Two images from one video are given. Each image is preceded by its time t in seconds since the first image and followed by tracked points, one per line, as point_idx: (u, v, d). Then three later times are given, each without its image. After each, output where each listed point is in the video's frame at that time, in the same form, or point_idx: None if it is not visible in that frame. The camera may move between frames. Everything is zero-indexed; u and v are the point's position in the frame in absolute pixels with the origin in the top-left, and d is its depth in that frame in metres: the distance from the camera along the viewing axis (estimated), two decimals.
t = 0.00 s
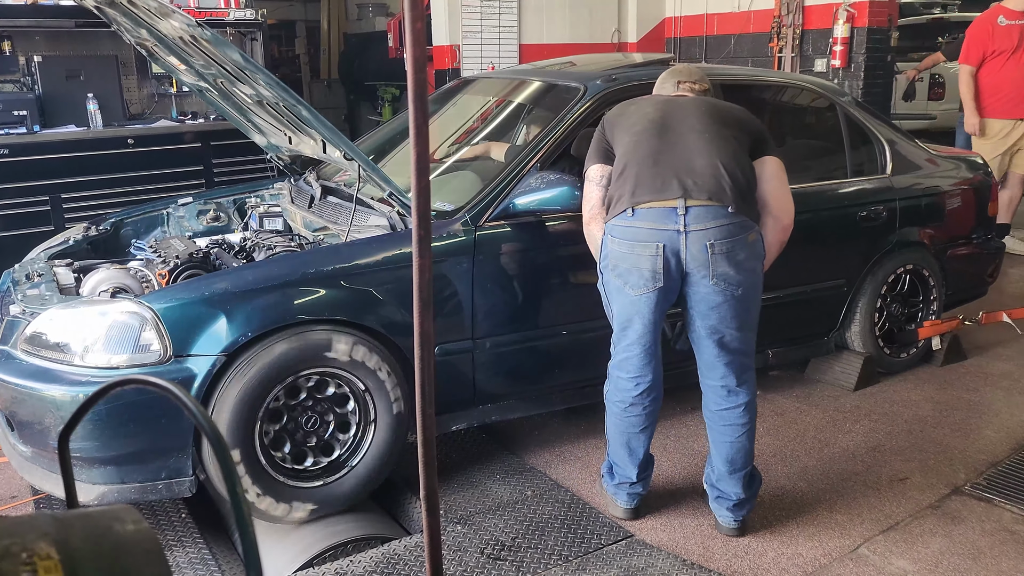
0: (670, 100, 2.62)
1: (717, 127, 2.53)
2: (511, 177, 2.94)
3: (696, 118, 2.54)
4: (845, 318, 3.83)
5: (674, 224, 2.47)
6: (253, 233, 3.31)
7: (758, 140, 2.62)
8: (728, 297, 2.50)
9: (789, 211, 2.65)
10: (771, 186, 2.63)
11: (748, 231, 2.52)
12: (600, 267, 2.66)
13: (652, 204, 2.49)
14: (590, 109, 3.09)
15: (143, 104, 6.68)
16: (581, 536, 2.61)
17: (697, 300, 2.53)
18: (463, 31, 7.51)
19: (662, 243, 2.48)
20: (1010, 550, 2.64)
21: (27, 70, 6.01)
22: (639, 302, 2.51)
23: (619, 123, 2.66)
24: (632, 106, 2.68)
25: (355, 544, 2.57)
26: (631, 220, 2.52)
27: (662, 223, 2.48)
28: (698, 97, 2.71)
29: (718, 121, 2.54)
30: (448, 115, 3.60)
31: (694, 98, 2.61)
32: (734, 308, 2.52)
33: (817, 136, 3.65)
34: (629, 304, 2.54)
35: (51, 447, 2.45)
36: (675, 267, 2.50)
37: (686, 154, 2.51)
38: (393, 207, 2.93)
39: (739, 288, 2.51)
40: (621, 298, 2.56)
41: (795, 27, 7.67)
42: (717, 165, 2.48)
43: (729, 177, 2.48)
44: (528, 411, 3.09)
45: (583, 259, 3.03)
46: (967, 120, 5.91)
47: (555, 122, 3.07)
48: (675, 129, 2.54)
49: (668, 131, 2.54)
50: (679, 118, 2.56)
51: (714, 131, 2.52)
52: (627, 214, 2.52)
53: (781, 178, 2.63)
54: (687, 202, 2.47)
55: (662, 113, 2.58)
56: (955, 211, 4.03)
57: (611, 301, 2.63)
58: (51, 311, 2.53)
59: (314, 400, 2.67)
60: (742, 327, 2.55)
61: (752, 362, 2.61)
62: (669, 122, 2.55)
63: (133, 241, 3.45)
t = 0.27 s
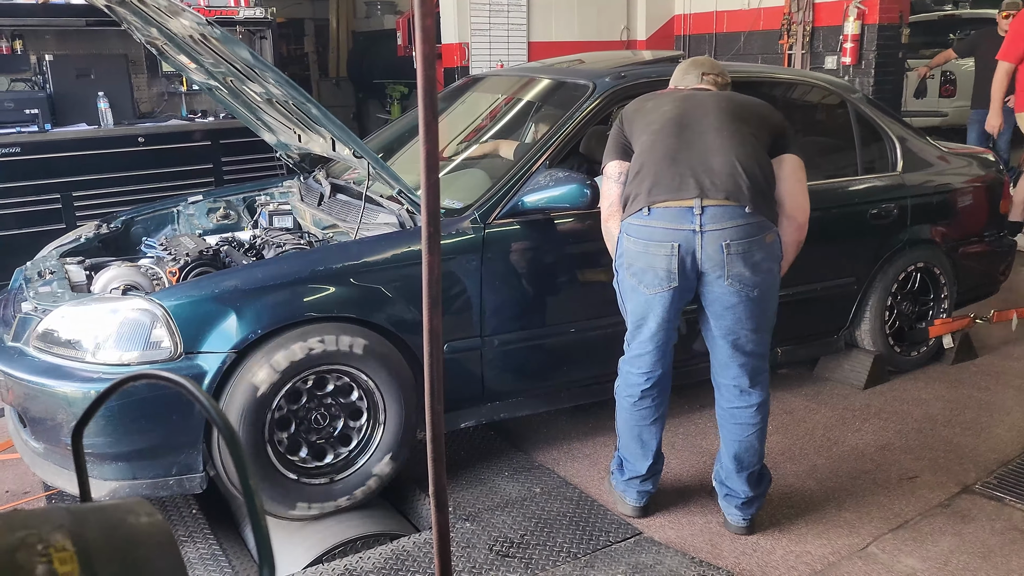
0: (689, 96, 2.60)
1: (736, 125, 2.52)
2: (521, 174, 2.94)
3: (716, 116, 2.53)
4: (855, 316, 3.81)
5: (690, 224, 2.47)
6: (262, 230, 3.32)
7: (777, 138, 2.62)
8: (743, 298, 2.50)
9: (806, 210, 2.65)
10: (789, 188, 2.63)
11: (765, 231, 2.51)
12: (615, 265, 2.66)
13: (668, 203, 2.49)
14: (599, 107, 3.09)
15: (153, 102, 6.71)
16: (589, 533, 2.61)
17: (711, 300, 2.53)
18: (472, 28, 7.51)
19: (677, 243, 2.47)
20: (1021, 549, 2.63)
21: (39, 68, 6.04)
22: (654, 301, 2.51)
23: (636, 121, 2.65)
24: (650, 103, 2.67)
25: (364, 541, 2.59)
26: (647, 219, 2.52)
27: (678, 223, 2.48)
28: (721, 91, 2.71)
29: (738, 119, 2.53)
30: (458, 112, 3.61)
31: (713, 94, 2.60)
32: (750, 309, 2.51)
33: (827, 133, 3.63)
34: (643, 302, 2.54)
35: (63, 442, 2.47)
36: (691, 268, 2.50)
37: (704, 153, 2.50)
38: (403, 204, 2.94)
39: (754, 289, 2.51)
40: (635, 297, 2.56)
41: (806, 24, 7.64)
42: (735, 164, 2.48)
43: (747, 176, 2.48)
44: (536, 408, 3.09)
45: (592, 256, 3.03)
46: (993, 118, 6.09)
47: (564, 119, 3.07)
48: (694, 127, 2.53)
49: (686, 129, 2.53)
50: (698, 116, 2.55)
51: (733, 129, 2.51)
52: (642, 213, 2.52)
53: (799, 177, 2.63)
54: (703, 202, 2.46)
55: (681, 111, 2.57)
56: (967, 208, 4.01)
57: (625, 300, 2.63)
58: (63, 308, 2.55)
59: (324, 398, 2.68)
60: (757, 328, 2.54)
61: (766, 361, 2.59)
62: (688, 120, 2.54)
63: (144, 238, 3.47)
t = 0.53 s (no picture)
0: (713, 94, 2.58)
1: (758, 123, 2.50)
2: (535, 174, 2.95)
3: (738, 115, 2.51)
4: (870, 317, 3.79)
5: (703, 222, 2.47)
6: (278, 229, 3.34)
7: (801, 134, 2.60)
8: (756, 299, 2.49)
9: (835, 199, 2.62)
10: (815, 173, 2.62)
11: (782, 232, 2.49)
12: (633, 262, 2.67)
13: (683, 200, 2.50)
14: (613, 107, 3.09)
15: (169, 103, 6.76)
16: (603, 533, 2.61)
17: (727, 300, 2.53)
18: (486, 29, 7.52)
19: (690, 241, 2.48)
20: None
21: (57, 69, 6.10)
22: (667, 297, 2.53)
23: (657, 119, 2.64)
24: (671, 103, 2.65)
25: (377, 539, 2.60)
26: (663, 215, 2.53)
27: (692, 220, 2.48)
28: (732, 84, 2.70)
29: (761, 117, 2.51)
30: (472, 112, 3.62)
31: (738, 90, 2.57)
32: (767, 309, 2.50)
33: (843, 133, 3.62)
34: (657, 298, 2.56)
35: (81, 439, 2.50)
36: (704, 266, 2.50)
37: (724, 152, 2.49)
38: (417, 204, 2.95)
39: (769, 291, 2.49)
40: (649, 294, 2.57)
41: (821, 23, 7.60)
42: (756, 164, 2.46)
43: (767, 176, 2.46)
44: (550, 408, 3.10)
45: (606, 256, 3.03)
46: None
47: (578, 119, 3.07)
48: (715, 126, 2.52)
49: (706, 128, 2.52)
50: (720, 116, 2.53)
51: (756, 128, 2.49)
52: (658, 209, 2.54)
53: (824, 170, 2.61)
54: (718, 200, 2.46)
55: (703, 109, 2.55)
56: (983, 208, 3.98)
57: (641, 296, 2.65)
58: (81, 307, 2.57)
59: (338, 396, 2.70)
60: (772, 330, 2.53)
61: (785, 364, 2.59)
62: (709, 119, 2.53)
63: (160, 237, 3.49)
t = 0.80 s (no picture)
0: (731, 97, 2.58)
1: (777, 127, 2.50)
2: (546, 175, 2.95)
3: (756, 118, 2.51)
4: (883, 319, 3.77)
5: (726, 227, 2.46)
6: (289, 230, 3.36)
7: (818, 137, 2.60)
8: (780, 306, 2.48)
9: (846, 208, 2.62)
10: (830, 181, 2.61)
11: (805, 238, 2.49)
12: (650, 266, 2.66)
13: (705, 206, 2.49)
14: (625, 108, 3.09)
15: (182, 103, 6.80)
16: (613, 535, 2.60)
17: (748, 305, 2.52)
18: (497, 30, 7.52)
19: (713, 247, 2.47)
20: None
21: (71, 70, 6.14)
22: (690, 303, 2.52)
23: (674, 122, 2.63)
24: (687, 105, 2.64)
25: (388, 539, 2.60)
26: (684, 221, 2.52)
27: (714, 225, 2.47)
28: (748, 86, 2.70)
29: (780, 120, 2.52)
30: (483, 113, 3.62)
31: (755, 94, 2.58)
32: (785, 316, 2.49)
33: (855, 134, 3.60)
34: (678, 305, 2.55)
35: (94, 438, 2.51)
36: (726, 272, 2.49)
37: (745, 156, 2.49)
38: (428, 205, 2.95)
39: (791, 296, 2.49)
40: (669, 300, 2.57)
41: (834, 24, 7.56)
42: (777, 167, 2.46)
43: (787, 180, 2.46)
44: (561, 409, 3.09)
45: (617, 257, 3.02)
46: None
47: (589, 121, 3.07)
48: (735, 129, 2.51)
49: (727, 131, 2.51)
50: (739, 119, 2.52)
51: (774, 131, 2.49)
52: (679, 215, 2.53)
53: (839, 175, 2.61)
54: (742, 205, 2.45)
55: (722, 112, 2.54)
56: (997, 210, 3.95)
57: (658, 301, 2.64)
58: (95, 307, 2.59)
59: (349, 397, 2.71)
60: (790, 335, 2.52)
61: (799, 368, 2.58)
62: (729, 122, 2.52)
63: (173, 238, 3.51)
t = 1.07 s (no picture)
0: (738, 104, 2.57)
1: (785, 135, 2.49)
2: (553, 178, 2.95)
3: (764, 125, 2.50)
4: (890, 323, 3.76)
5: (732, 236, 2.46)
6: (296, 232, 3.36)
7: (826, 145, 2.59)
8: (786, 313, 2.47)
9: (851, 217, 2.63)
10: (837, 191, 2.60)
11: (812, 245, 2.49)
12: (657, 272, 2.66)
13: (711, 215, 2.48)
14: (632, 111, 3.08)
15: (190, 105, 6.82)
16: (618, 538, 2.60)
17: (754, 312, 2.51)
18: (504, 32, 7.53)
19: (720, 255, 2.46)
20: None
21: (80, 71, 6.17)
22: (696, 310, 2.52)
23: (682, 128, 2.62)
24: (696, 111, 2.64)
25: (394, 541, 2.61)
26: (689, 230, 2.51)
27: (721, 234, 2.47)
28: (759, 94, 2.69)
29: (788, 128, 2.50)
30: (490, 115, 3.63)
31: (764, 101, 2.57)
32: (792, 321, 2.48)
33: (862, 137, 3.59)
34: (685, 311, 2.54)
35: (101, 439, 2.52)
36: (732, 280, 2.49)
37: (752, 163, 2.48)
38: (435, 207, 2.96)
39: (798, 303, 2.48)
40: (676, 306, 2.56)
41: (841, 27, 7.54)
42: (784, 175, 2.45)
43: (794, 188, 2.45)
44: (566, 412, 3.09)
45: (623, 259, 3.02)
46: None
47: (596, 123, 3.07)
48: (742, 136, 2.50)
49: (734, 138, 2.50)
50: (747, 126, 2.52)
51: (782, 139, 2.48)
52: (684, 223, 2.52)
53: (845, 184, 2.61)
54: (748, 213, 2.45)
55: (730, 119, 2.54)
56: (1005, 214, 3.94)
57: (664, 306, 2.64)
58: (102, 308, 2.60)
59: (355, 399, 2.71)
60: (797, 341, 2.52)
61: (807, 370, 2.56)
62: (737, 128, 2.51)
63: (181, 239, 3.53)
